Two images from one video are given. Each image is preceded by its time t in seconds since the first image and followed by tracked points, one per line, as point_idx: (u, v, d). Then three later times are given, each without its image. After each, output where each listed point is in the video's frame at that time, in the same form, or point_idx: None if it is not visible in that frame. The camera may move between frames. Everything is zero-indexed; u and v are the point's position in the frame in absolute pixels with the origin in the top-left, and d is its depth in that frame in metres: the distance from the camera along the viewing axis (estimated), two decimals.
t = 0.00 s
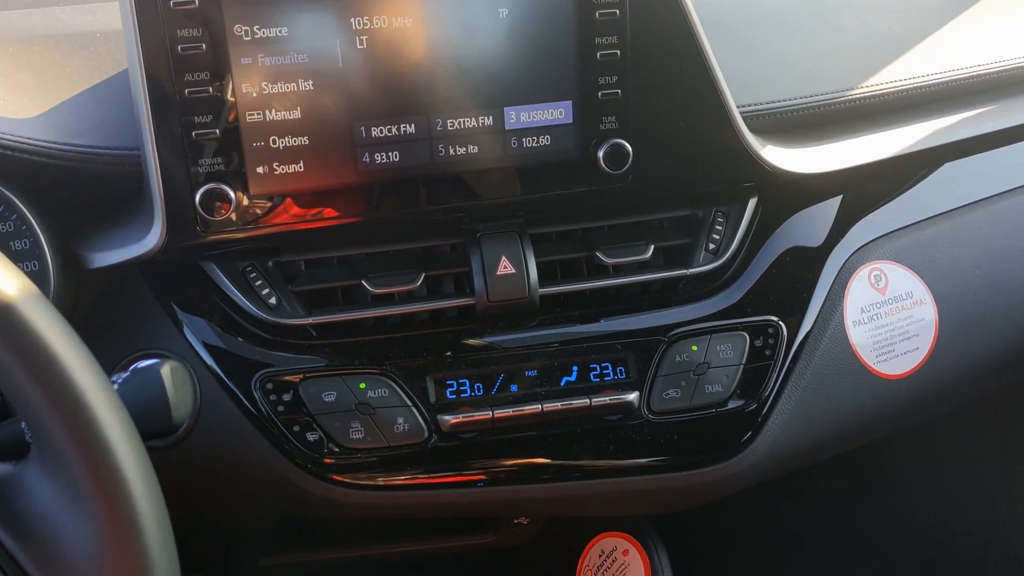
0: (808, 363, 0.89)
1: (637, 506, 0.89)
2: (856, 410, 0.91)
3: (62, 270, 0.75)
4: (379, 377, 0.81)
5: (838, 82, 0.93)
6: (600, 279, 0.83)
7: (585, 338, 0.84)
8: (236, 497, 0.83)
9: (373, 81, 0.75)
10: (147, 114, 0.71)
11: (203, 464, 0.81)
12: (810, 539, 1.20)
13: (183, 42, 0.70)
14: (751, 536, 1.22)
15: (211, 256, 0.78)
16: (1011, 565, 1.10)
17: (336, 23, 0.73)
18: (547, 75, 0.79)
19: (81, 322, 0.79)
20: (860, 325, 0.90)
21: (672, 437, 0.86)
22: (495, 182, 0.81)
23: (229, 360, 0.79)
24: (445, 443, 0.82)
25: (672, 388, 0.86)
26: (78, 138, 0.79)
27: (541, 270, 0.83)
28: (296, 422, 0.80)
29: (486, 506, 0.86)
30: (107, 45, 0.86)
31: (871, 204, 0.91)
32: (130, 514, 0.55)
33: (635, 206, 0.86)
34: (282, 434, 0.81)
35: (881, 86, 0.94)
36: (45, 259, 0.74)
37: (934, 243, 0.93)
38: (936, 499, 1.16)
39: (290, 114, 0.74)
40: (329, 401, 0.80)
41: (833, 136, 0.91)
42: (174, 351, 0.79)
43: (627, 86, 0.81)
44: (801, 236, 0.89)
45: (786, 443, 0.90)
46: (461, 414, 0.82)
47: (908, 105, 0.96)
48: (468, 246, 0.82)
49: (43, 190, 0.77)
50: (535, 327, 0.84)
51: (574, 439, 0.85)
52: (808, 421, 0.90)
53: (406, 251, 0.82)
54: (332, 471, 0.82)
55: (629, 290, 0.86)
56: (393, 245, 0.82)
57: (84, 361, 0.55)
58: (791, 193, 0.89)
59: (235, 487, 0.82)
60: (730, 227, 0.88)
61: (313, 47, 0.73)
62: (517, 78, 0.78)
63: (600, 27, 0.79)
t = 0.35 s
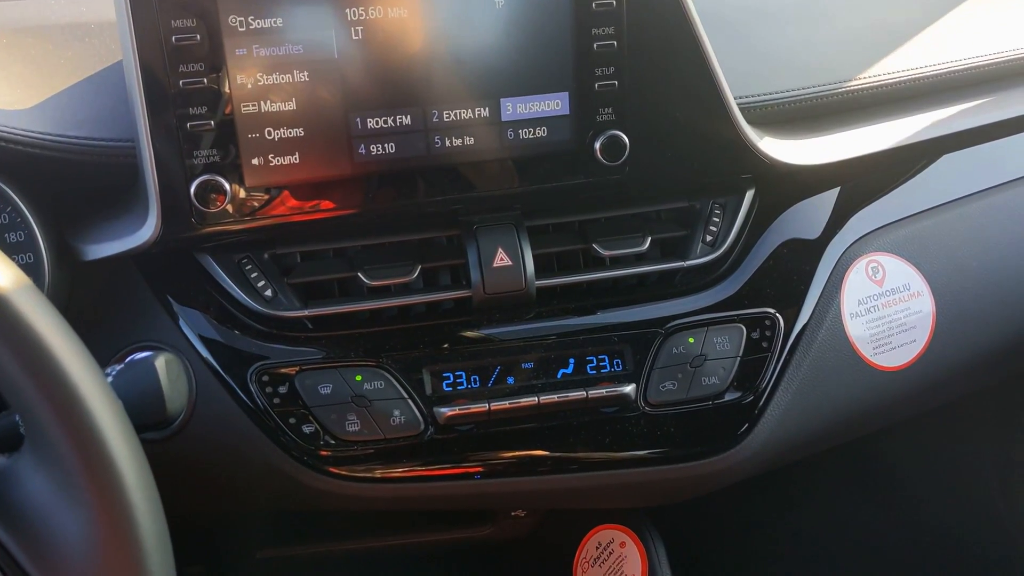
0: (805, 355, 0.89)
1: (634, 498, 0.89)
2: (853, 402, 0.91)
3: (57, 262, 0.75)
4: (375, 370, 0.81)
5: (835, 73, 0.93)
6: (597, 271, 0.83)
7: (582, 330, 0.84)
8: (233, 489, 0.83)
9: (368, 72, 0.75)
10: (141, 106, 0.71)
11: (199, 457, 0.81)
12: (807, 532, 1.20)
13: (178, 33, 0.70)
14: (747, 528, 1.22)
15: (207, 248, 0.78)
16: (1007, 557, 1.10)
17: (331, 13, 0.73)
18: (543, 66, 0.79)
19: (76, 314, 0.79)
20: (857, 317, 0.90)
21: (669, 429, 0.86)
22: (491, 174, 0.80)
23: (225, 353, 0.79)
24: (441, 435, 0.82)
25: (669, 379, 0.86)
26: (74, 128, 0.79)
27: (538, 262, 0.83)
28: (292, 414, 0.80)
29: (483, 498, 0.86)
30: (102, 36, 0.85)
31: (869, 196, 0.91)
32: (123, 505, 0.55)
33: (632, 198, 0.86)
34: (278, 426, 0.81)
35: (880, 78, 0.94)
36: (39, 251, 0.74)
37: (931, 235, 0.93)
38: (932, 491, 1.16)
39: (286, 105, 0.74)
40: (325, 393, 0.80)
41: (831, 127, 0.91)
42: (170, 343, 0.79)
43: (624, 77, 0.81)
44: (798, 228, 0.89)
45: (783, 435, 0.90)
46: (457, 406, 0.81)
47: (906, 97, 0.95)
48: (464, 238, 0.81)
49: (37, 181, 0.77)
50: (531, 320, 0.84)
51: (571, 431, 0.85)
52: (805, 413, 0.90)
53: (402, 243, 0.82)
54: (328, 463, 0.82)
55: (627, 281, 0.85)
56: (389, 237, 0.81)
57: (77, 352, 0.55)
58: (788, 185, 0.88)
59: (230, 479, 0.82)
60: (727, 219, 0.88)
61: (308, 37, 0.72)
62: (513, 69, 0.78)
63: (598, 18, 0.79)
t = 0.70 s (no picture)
0: (803, 347, 0.89)
1: (631, 491, 0.89)
2: (850, 395, 0.91)
3: (54, 255, 0.75)
4: (373, 362, 0.81)
5: (834, 65, 0.93)
6: (595, 264, 0.83)
7: (579, 323, 0.84)
8: (231, 482, 0.83)
9: (365, 64, 0.74)
10: (138, 99, 0.70)
11: (197, 449, 0.81)
12: (805, 524, 1.21)
13: (175, 25, 0.69)
14: (746, 520, 1.22)
15: (204, 241, 0.78)
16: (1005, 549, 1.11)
17: (328, 5, 0.72)
18: (541, 58, 0.79)
19: (73, 307, 0.79)
20: (855, 309, 0.90)
21: (667, 422, 0.86)
22: (488, 166, 0.80)
23: (223, 345, 0.79)
24: (439, 428, 0.82)
25: (667, 372, 0.86)
26: (71, 122, 0.79)
27: (536, 255, 0.83)
28: (290, 407, 0.80)
29: (481, 490, 0.86)
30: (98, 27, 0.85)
31: (867, 189, 0.91)
32: (119, 497, 0.56)
33: (630, 190, 0.86)
34: (276, 419, 0.81)
35: (878, 69, 0.94)
36: (36, 244, 0.74)
37: (930, 227, 0.92)
38: (930, 484, 1.16)
39: (283, 98, 0.74)
40: (322, 385, 0.80)
41: (829, 119, 0.90)
42: (167, 336, 0.79)
43: (622, 69, 0.81)
44: (797, 221, 0.89)
45: (781, 428, 0.90)
46: (455, 399, 0.81)
47: (905, 89, 0.95)
48: (462, 231, 0.81)
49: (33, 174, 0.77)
50: (529, 313, 0.83)
51: (569, 424, 0.85)
52: (803, 405, 0.90)
53: (400, 236, 0.81)
54: (326, 456, 0.82)
55: (625, 274, 0.85)
56: (386, 230, 0.81)
57: (71, 343, 0.54)
58: (786, 178, 0.88)
59: (228, 472, 0.83)
60: (726, 211, 0.88)
61: (305, 29, 0.72)
62: (511, 61, 0.78)
63: (596, 10, 0.79)
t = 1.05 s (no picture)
0: (802, 340, 0.89)
1: (631, 483, 0.89)
2: (850, 387, 0.91)
3: (51, 247, 0.75)
4: (371, 355, 0.81)
5: (833, 57, 0.93)
6: (594, 256, 0.83)
7: (578, 315, 0.84)
8: (230, 475, 0.83)
9: (363, 55, 0.74)
10: (135, 90, 0.70)
11: (195, 442, 0.81)
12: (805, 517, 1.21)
13: (171, 16, 0.69)
14: (745, 513, 1.22)
15: (202, 233, 0.78)
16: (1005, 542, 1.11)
17: None
18: (539, 49, 0.78)
19: (71, 300, 0.79)
20: (855, 301, 0.90)
21: (666, 414, 0.86)
22: (487, 158, 0.80)
23: (221, 338, 0.79)
24: (438, 420, 0.82)
25: (665, 364, 0.85)
26: (65, 114, 0.79)
27: (534, 247, 0.83)
28: (289, 399, 0.80)
29: (480, 483, 0.86)
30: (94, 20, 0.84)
31: (867, 181, 0.90)
32: (115, 486, 0.55)
33: (629, 182, 0.86)
34: (275, 412, 0.80)
35: (877, 61, 0.93)
36: (33, 238, 0.73)
37: (930, 219, 0.92)
38: (930, 476, 1.16)
39: (280, 89, 0.73)
40: (321, 378, 0.80)
41: (828, 111, 0.90)
42: (166, 329, 0.79)
43: (621, 61, 0.80)
44: (796, 213, 0.89)
45: (780, 420, 0.90)
46: (454, 391, 0.81)
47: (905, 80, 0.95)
48: (460, 223, 0.81)
49: (30, 166, 0.77)
50: (528, 305, 0.83)
51: (568, 416, 0.85)
52: (803, 397, 0.90)
53: (398, 228, 0.81)
54: (325, 448, 0.82)
55: (624, 267, 0.85)
56: (384, 222, 0.81)
57: (65, 332, 0.54)
58: (786, 169, 0.88)
59: (227, 464, 0.83)
60: (725, 203, 0.88)
61: (301, 21, 0.72)
62: (509, 52, 0.77)
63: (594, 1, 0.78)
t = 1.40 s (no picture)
0: (802, 332, 0.88)
1: (629, 476, 0.89)
2: (850, 380, 0.91)
3: (47, 241, 0.75)
4: (369, 348, 0.80)
5: (833, 48, 0.92)
6: (593, 249, 0.82)
7: (577, 308, 0.84)
8: (229, 468, 0.83)
9: (360, 47, 0.74)
10: (130, 82, 0.70)
11: (193, 436, 0.81)
12: (804, 510, 1.21)
13: (167, 7, 0.69)
14: (745, 507, 1.22)
15: (199, 226, 0.77)
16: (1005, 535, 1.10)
17: None
18: (537, 41, 0.78)
19: (68, 294, 0.78)
20: (855, 294, 0.90)
21: (665, 407, 0.86)
22: (486, 150, 0.79)
23: (219, 332, 0.79)
24: (437, 414, 0.82)
25: (664, 357, 0.85)
26: (60, 106, 0.78)
27: (533, 240, 0.83)
28: (286, 392, 0.80)
29: (478, 476, 0.86)
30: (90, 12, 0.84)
31: (867, 173, 0.90)
32: (110, 479, 0.55)
33: (628, 175, 0.85)
34: (273, 405, 0.80)
35: (877, 52, 0.93)
36: (29, 230, 0.73)
37: (931, 212, 0.92)
38: (930, 469, 1.16)
39: (277, 81, 0.73)
40: (319, 371, 0.80)
41: (828, 103, 0.90)
42: (163, 323, 0.78)
43: (619, 52, 0.80)
44: (795, 206, 0.89)
45: (780, 413, 0.89)
46: (452, 384, 0.81)
47: (905, 72, 0.94)
48: (458, 216, 0.81)
49: (25, 159, 0.76)
50: (527, 298, 0.83)
51: (567, 410, 0.84)
52: (802, 390, 0.89)
53: (396, 221, 0.81)
54: (323, 442, 0.82)
55: (624, 259, 0.85)
56: (382, 215, 0.81)
57: (60, 326, 0.54)
58: (786, 162, 0.88)
59: (225, 458, 0.82)
60: (724, 195, 0.87)
61: (298, 12, 0.71)
62: (508, 44, 0.77)
63: None
